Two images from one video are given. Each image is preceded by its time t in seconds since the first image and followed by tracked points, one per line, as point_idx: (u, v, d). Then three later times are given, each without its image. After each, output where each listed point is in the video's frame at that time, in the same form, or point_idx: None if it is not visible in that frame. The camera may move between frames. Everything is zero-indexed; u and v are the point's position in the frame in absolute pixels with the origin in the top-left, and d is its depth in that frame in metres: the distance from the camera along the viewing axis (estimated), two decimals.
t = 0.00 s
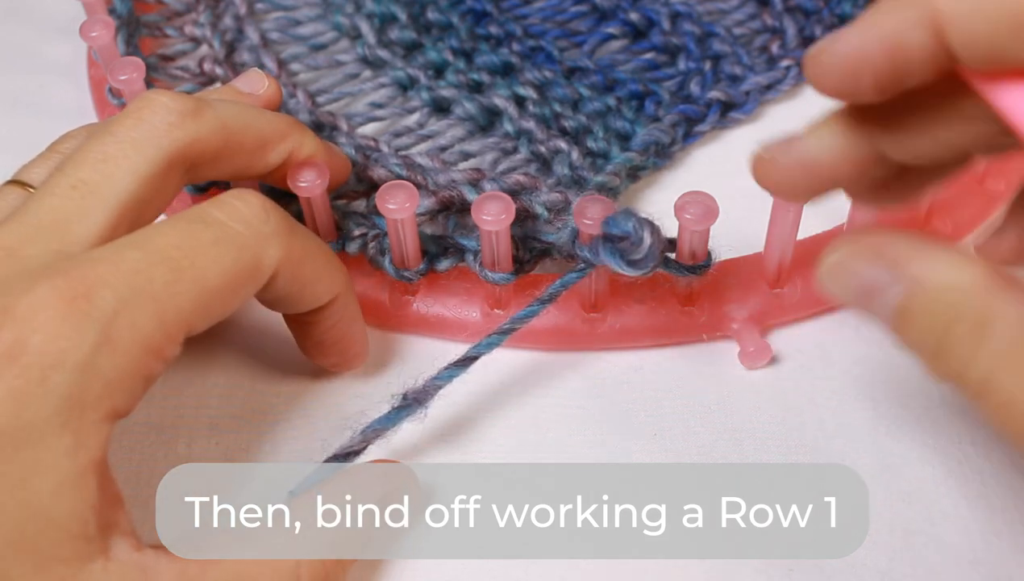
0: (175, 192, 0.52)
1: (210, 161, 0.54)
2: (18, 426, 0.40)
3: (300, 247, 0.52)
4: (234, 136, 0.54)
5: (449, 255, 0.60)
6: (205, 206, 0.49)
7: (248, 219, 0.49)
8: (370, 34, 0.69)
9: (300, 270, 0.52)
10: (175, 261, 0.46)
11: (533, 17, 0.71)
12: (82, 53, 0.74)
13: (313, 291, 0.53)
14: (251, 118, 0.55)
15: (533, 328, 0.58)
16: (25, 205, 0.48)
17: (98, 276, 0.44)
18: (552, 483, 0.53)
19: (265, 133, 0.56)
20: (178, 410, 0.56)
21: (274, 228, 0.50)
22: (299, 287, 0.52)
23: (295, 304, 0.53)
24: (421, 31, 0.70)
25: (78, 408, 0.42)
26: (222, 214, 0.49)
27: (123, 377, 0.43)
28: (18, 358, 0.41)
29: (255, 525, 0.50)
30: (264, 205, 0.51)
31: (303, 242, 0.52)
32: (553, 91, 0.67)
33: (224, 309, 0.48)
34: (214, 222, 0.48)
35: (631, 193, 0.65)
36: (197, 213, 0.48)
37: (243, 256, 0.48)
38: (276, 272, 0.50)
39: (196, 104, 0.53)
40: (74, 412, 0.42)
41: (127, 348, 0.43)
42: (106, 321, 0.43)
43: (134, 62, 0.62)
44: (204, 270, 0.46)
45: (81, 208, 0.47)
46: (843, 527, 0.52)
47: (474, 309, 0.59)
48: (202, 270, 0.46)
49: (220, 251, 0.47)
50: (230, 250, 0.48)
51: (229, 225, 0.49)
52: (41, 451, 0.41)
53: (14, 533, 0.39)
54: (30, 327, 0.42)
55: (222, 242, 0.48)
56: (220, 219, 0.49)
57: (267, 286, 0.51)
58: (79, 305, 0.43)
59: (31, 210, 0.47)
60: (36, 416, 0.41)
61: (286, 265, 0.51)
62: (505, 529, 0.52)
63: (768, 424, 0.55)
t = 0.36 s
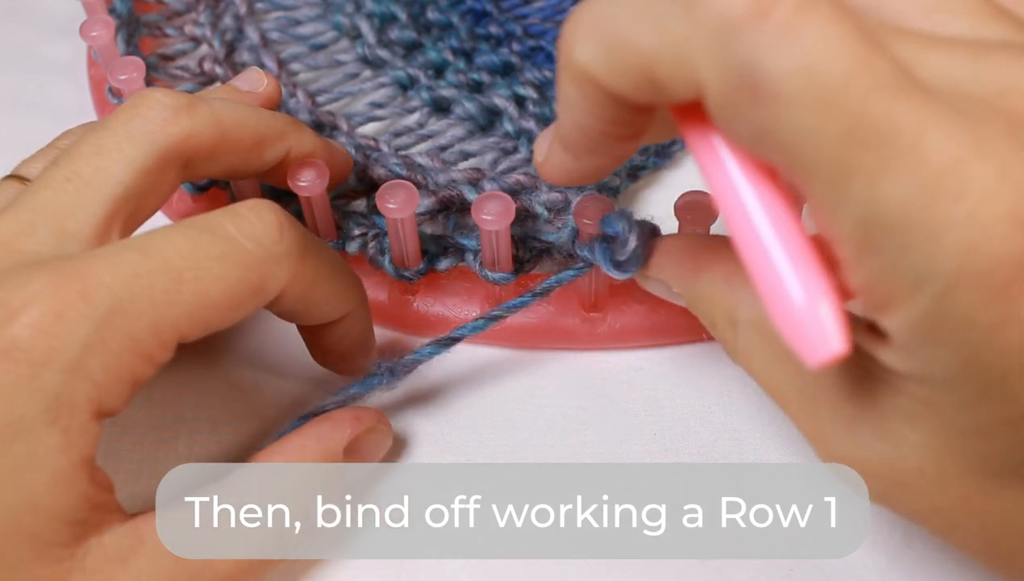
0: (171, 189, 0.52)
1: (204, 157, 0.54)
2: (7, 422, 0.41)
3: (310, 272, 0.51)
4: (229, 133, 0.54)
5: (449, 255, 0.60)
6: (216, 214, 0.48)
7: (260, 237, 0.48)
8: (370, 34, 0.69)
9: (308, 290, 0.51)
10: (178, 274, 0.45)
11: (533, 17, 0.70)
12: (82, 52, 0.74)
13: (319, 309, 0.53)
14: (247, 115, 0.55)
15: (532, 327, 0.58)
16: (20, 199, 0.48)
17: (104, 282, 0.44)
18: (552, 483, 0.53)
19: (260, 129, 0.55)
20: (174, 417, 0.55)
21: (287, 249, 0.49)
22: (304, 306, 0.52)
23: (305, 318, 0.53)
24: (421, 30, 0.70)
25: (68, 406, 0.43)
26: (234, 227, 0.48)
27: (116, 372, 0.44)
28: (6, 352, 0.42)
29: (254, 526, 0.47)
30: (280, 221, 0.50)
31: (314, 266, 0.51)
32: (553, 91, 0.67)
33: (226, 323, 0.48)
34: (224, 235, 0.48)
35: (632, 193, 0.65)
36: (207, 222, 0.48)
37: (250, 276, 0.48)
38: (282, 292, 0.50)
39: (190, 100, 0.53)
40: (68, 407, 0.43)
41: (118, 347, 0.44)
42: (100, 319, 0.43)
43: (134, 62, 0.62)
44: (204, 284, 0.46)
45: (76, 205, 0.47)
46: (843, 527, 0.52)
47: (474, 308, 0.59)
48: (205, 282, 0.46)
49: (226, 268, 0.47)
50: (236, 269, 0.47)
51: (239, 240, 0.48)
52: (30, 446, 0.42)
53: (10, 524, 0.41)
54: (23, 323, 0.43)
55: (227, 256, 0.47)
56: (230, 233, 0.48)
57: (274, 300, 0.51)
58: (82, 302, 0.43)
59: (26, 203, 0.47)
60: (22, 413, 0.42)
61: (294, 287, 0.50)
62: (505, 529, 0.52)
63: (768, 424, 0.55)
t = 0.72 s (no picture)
0: (165, 189, 0.53)
1: (200, 157, 0.54)
2: None
3: (297, 259, 0.50)
4: (225, 133, 0.54)
5: (449, 255, 0.60)
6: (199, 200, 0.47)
7: (246, 224, 0.47)
8: (370, 34, 0.69)
9: (293, 278, 0.50)
10: (159, 257, 0.44)
11: (533, 16, 0.70)
12: (82, 52, 0.74)
13: (303, 298, 0.52)
14: (242, 116, 0.55)
15: (532, 327, 0.58)
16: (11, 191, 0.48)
17: (87, 264, 0.43)
18: (552, 482, 0.53)
19: (257, 130, 0.56)
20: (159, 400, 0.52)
21: (273, 236, 0.48)
22: (286, 293, 0.51)
23: (284, 304, 0.52)
24: (421, 30, 0.70)
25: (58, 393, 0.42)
26: (219, 212, 0.47)
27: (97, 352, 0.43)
28: None
29: (254, 525, 0.52)
30: (267, 210, 0.48)
31: (303, 251, 0.50)
32: (553, 91, 0.67)
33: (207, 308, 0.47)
34: (207, 221, 0.46)
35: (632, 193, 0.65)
36: (189, 205, 0.46)
37: (234, 262, 0.46)
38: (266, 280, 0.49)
39: (185, 100, 0.53)
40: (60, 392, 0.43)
41: (98, 327, 0.43)
42: (84, 298, 0.42)
43: (134, 61, 0.62)
44: (186, 268, 0.45)
45: (69, 197, 0.47)
46: (842, 527, 0.52)
47: (474, 307, 0.58)
48: (188, 268, 0.45)
49: (210, 255, 0.46)
50: (220, 256, 0.46)
51: (224, 228, 0.46)
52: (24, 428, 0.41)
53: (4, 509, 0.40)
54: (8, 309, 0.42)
55: (212, 243, 0.46)
56: (215, 219, 0.46)
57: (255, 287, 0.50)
58: (69, 285, 0.42)
59: (18, 194, 0.47)
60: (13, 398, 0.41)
61: (278, 274, 0.49)
62: (505, 529, 0.52)
63: (767, 425, 0.55)
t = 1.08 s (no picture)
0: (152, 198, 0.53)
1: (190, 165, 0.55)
2: None
3: (258, 220, 0.48)
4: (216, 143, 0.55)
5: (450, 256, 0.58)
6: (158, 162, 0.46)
7: (198, 184, 0.45)
8: (370, 34, 0.69)
9: (255, 238, 0.49)
10: (105, 222, 0.44)
11: (533, 17, 0.70)
12: (83, 52, 0.74)
13: (272, 258, 0.51)
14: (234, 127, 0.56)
15: (532, 326, 0.58)
16: None
17: (69, 250, 0.43)
18: (552, 483, 0.53)
19: (250, 136, 0.56)
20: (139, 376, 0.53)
21: (230, 196, 0.46)
22: (253, 254, 0.50)
23: (257, 266, 0.51)
24: (421, 31, 0.70)
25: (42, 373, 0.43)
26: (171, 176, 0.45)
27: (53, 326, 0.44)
28: None
29: (254, 525, 0.52)
30: (224, 169, 0.46)
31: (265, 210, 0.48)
32: (553, 91, 0.67)
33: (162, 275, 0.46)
34: (160, 183, 0.45)
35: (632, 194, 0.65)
36: (144, 169, 0.46)
37: (184, 227, 0.45)
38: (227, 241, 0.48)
39: (174, 114, 0.55)
40: (17, 366, 0.43)
41: (48, 301, 0.43)
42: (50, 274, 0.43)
43: (133, 61, 0.62)
44: (137, 235, 0.44)
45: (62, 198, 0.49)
46: (842, 527, 0.52)
47: (474, 308, 0.59)
48: (134, 234, 0.44)
49: (159, 220, 0.45)
50: (169, 221, 0.45)
51: (176, 189, 0.45)
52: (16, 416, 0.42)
53: None
54: None
55: (162, 208, 0.45)
56: (168, 182, 0.45)
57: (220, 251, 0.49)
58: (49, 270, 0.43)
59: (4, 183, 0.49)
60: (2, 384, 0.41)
61: (238, 233, 0.48)
62: (505, 529, 0.52)
63: (768, 425, 0.55)
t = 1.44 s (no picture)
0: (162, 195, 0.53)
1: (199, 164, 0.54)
2: None
3: (276, 232, 0.49)
4: (225, 142, 0.55)
5: (454, 259, 0.58)
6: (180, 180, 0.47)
7: (223, 198, 0.47)
8: (371, 36, 0.69)
9: (275, 254, 0.50)
10: (135, 232, 0.44)
11: (533, 19, 0.70)
12: (83, 52, 0.74)
13: (287, 276, 0.52)
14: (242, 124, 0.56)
15: (533, 329, 0.58)
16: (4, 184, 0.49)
17: (74, 247, 0.43)
18: (553, 482, 0.54)
19: (258, 136, 0.56)
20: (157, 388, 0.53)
21: (251, 210, 0.48)
22: (271, 272, 0.51)
23: (271, 283, 0.52)
24: (422, 32, 0.70)
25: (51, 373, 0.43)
26: (200, 190, 0.47)
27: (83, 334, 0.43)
28: None
29: (255, 525, 0.52)
30: (245, 186, 0.48)
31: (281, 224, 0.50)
32: (553, 93, 0.67)
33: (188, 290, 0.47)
34: (188, 198, 0.46)
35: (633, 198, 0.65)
36: (174, 184, 0.47)
37: (213, 237, 0.46)
38: (249, 255, 0.49)
39: (186, 108, 0.54)
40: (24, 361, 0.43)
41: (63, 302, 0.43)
42: (74, 278, 0.43)
43: (135, 62, 0.62)
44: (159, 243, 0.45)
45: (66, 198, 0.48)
46: (842, 527, 0.52)
47: (475, 311, 0.58)
48: (166, 247, 0.45)
49: (189, 230, 0.46)
50: (201, 230, 0.46)
51: (202, 203, 0.46)
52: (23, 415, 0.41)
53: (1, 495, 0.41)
54: None
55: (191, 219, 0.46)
56: (196, 197, 0.46)
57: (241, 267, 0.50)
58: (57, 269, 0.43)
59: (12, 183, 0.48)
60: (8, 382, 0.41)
61: (259, 249, 0.49)
62: (506, 529, 0.52)
63: (767, 425, 0.55)
